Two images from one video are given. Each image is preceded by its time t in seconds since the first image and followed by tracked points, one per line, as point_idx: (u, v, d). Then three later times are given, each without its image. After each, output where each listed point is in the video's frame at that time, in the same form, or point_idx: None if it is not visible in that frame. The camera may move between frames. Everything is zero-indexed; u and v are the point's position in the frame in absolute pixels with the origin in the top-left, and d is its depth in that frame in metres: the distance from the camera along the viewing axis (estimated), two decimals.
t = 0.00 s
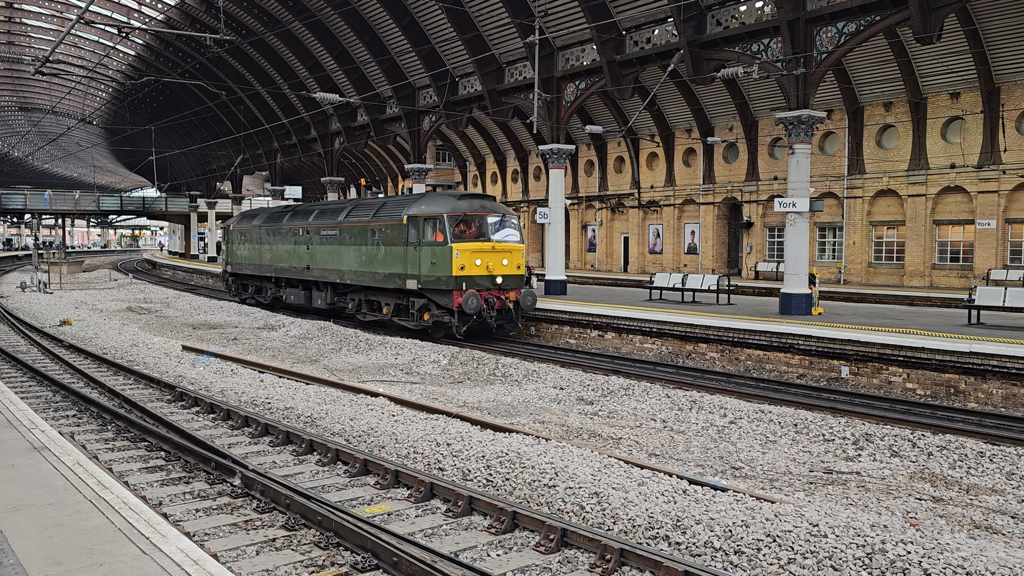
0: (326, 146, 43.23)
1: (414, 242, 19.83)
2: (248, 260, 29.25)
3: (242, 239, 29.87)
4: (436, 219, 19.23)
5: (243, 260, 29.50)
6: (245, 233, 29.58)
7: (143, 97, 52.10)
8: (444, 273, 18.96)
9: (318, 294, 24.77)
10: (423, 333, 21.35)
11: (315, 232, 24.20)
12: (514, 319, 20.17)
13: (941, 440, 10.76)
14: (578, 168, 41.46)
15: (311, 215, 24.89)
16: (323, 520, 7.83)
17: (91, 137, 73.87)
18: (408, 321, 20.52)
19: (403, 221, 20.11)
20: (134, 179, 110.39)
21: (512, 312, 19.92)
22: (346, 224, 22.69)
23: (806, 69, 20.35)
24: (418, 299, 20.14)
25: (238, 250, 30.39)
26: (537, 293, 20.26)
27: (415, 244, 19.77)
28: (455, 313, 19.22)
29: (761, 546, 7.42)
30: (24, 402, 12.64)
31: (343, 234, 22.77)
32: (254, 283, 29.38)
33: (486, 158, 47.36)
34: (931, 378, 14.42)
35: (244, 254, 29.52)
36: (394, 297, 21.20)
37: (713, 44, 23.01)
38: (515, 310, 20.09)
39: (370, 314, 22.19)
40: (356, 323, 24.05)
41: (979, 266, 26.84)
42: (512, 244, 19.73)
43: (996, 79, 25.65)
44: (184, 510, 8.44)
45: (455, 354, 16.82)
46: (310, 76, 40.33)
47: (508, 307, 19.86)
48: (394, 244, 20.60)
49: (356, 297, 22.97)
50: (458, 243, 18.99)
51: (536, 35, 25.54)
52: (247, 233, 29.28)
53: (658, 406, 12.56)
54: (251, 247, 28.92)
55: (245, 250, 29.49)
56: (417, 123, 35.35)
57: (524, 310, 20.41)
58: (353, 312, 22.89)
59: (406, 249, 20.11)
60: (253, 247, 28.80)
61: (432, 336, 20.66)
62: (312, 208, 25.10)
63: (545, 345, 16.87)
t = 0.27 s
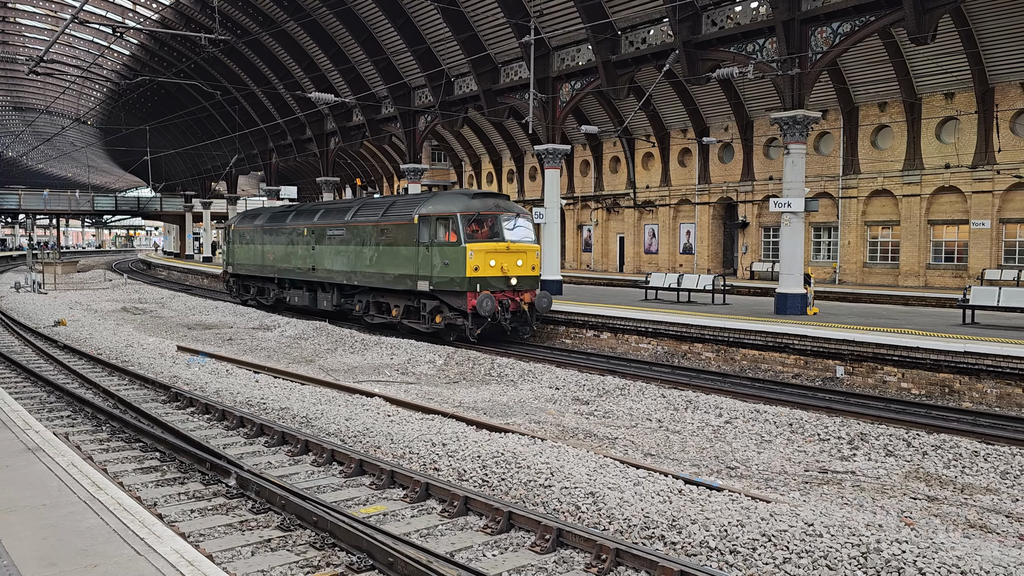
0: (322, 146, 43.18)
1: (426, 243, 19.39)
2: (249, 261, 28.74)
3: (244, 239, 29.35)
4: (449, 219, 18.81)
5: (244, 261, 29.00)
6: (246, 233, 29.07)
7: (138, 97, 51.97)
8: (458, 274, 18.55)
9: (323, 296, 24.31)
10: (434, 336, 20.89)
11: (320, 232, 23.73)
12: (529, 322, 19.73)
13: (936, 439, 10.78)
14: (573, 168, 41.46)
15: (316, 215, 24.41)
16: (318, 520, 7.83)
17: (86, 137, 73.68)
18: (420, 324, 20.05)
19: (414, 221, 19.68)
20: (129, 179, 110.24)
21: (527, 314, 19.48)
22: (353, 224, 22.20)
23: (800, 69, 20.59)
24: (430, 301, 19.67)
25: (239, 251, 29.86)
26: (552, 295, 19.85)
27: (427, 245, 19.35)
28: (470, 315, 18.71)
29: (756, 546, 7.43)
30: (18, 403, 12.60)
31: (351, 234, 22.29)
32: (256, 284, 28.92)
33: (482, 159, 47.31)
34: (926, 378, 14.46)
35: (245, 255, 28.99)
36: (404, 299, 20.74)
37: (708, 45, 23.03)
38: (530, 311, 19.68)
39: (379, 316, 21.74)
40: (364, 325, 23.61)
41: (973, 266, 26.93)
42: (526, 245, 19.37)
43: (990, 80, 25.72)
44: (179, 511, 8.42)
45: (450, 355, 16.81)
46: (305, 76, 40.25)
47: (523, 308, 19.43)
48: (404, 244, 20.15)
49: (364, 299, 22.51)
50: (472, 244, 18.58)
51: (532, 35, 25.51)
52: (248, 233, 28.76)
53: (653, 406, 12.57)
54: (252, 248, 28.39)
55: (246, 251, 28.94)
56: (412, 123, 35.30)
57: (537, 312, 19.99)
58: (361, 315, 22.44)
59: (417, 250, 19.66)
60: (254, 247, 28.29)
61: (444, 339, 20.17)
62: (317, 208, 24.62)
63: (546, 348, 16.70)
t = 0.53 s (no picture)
0: (317, 146, 43.12)
1: (438, 243, 18.84)
2: (250, 262, 28.23)
3: (244, 239, 28.86)
4: (463, 218, 18.27)
5: (245, 262, 28.49)
6: (246, 233, 28.55)
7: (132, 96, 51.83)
8: (472, 274, 17.96)
9: (329, 297, 23.84)
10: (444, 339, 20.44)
11: (325, 233, 23.26)
12: (544, 325, 19.07)
13: (930, 438, 10.80)
14: (568, 168, 41.46)
15: (320, 214, 23.92)
16: (313, 521, 7.81)
17: (79, 137, 73.46)
18: (431, 327, 19.58)
19: (426, 220, 19.15)
20: (123, 179, 110.00)
21: (542, 317, 18.84)
22: (360, 224, 21.69)
23: (795, 69, 20.44)
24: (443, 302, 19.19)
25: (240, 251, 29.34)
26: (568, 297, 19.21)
27: (439, 244, 18.81)
28: (484, 317, 18.09)
29: (751, 545, 7.44)
30: (10, 403, 12.55)
31: (358, 234, 21.78)
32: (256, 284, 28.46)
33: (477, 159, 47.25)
34: (920, 378, 14.50)
35: (246, 255, 28.46)
36: (414, 301, 20.28)
37: (702, 45, 23.05)
38: (545, 314, 19.03)
39: (388, 318, 21.28)
40: (370, 327, 23.17)
41: (967, 266, 27.00)
42: (541, 245, 18.77)
43: (983, 80, 25.80)
44: (173, 511, 8.40)
45: (445, 355, 16.79)
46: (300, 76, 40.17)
47: (538, 311, 18.78)
48: (415, 245, 19.64)
49: (372, 300, 22.03)
50: (487, 244, 17.98)
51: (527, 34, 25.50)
52: (249, 233, 28.25)
53: (648, 405, 12.57)
54: (253, 248, 27.86)
55: (247, 251, 28.41)
56: (406, 123, 35.23)
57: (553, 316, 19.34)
58: (368, 316, 21.97)
59: (429, 250, 19.13)
60: (256, 247, 27.77)
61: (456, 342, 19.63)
62: (321, 207, 24.13)
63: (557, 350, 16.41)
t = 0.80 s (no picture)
0: (311, 146, 43.04)
1: (451, 243, 18.36)
2: (251, 262, 27.71)
3: (245, 239, 28.34)
4: (477, 217, 17.78)
5: (246, 263, 27.98)
6: (247, 233, 28.01)
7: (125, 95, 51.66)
8: (486, 276, 17.52)
9: (335, 298, 23.32)
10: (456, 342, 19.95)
11: (330, 232, 22.76)
12: (559, 327, 18.70)
13: (922, 438, 10.83)
14: (563, 167, 41.46)
15: (324, 214, 23.39)
16: (307, 521, 7.80)
17: (72, 136, 73.18)
18: (442, 330, 19.09)
19: (437, 219, 18.64)
20: (116, 179, 109.66)
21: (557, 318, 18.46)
22: (368, 223, 21.16)
23: (788, 69, 20.55)
24: (455, 304, 18.73)
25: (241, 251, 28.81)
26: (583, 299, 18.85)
27: (452, 245, 18.33)
28: (499, 320, 17.66)
29: (744, 544, 7.45)
30: (2, 405, 12.48)
31: (365, 234, 21.25)
32: (256, 286, 27.96)
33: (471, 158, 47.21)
34: (913, 377, 14.53)
35: (247, 255, 27.93)
36: (425, 303, 19.79)
37: (696, 45, 23.07)
38: (561, 315, 18.64)
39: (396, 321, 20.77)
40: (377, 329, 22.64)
41: (960, 266, 27.08)
42: (556, 245, 18.39)
43: (975, 80, 25.91)
44: (166, 512, 8.37)
45: (440, 354, 16.78)
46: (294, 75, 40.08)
47: (553, 313, 18.40)
48: (425, 245, 19.15)
49: (379, 302, 21.51)
50: (502, 244, 17.52)
51: (521, 34, 25.50)
52: (250, 234, 27.75)
53: (643, 405, 12.57)
54: (255, 248, 27.32)
55: (248, 251, 27.86)
56: (401, 122, 35.31)
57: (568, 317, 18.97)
58: (375, 319, 21.45)
59: (440, 250, 18.65)
60: (258, 248, 27.23)
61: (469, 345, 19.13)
62: (325, 206, 23.59)
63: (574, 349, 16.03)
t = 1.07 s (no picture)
0: (304, 146, 42.95)
1: (463, 243, 17.85)
2: (252, 262, 27.13)
3: (244, 240, 27.78)
4: (490, 216, 17.27)
5: (245, 263, 27.38)
6: (248, 233, 27.45)
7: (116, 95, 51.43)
8: (500, 277, 16.99)
9: (339, 299, 22.75)
10: (467, 344, 19.49)
11: (335, 231, 22.21)
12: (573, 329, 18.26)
13: (913, 437, 10.87)
14: (555, 168, 41.45)
15: (328, 213, 22.84)
16: (299, 521, 7.78)
17: (63, 136, 72.84)
18: (453, 333, 18.62)
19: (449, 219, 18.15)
20: (108, 179, 109.23)
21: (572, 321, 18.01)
22: (375, 222, 20.62)
23: (780, 70, 20.63)
24: (467, 306, 18.22)
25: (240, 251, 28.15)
26: (598, 300, 18.44)
27: (464, 245, 17.82)
28: (514, 322, 17.20)
29: (736, 544, 7.47)
30: None
31: (373, 233, 20.71)
32: (257, 287, 27.43)
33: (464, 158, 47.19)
34: (904, 377, 14.58)
35: (247, 255, 27.35)
36: (434, 305, 19.30)
37: (688, 45, 23.12)
38: (575, 317, 18.19)
39: (404, 323, 20.25)
40: (384, 331, 22.10)
41: (950, 266, 27.20)
42: (571, 245, 17.87)
43: (966, 82, 26.03)
44: (157, 513, 8.34)
45: (432, 355, 16.75)
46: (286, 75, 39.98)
47: (568, 315, 17.96)
48: (435, 244, 18.65)
49: (386, 304, 20.95)
50: (517, 244, 17.03)
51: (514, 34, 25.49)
52: (250, 234, 27.21)
53: (635, 405, 12.59)
54: (257, 248, 26.73)
55: (249, 251, 27.27)
56: (394, 123, 35.47)
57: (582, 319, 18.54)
58: (382, 320, 20.90)
59: (452, 250, 18.15)
60: (258, 248, 26.67)
61: (482, 348, 18.69)
62: (330, 205, 23.04)
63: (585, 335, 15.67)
